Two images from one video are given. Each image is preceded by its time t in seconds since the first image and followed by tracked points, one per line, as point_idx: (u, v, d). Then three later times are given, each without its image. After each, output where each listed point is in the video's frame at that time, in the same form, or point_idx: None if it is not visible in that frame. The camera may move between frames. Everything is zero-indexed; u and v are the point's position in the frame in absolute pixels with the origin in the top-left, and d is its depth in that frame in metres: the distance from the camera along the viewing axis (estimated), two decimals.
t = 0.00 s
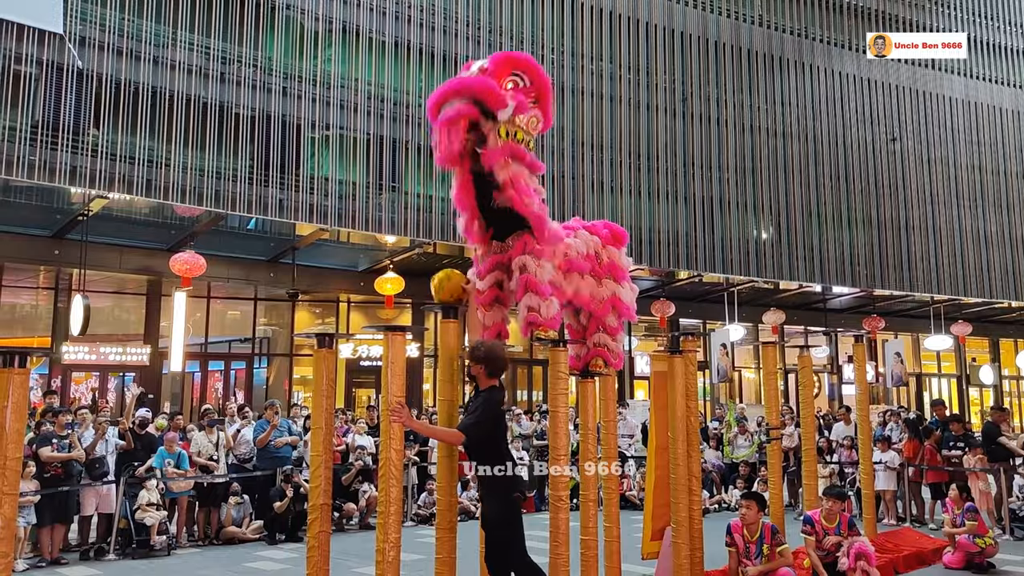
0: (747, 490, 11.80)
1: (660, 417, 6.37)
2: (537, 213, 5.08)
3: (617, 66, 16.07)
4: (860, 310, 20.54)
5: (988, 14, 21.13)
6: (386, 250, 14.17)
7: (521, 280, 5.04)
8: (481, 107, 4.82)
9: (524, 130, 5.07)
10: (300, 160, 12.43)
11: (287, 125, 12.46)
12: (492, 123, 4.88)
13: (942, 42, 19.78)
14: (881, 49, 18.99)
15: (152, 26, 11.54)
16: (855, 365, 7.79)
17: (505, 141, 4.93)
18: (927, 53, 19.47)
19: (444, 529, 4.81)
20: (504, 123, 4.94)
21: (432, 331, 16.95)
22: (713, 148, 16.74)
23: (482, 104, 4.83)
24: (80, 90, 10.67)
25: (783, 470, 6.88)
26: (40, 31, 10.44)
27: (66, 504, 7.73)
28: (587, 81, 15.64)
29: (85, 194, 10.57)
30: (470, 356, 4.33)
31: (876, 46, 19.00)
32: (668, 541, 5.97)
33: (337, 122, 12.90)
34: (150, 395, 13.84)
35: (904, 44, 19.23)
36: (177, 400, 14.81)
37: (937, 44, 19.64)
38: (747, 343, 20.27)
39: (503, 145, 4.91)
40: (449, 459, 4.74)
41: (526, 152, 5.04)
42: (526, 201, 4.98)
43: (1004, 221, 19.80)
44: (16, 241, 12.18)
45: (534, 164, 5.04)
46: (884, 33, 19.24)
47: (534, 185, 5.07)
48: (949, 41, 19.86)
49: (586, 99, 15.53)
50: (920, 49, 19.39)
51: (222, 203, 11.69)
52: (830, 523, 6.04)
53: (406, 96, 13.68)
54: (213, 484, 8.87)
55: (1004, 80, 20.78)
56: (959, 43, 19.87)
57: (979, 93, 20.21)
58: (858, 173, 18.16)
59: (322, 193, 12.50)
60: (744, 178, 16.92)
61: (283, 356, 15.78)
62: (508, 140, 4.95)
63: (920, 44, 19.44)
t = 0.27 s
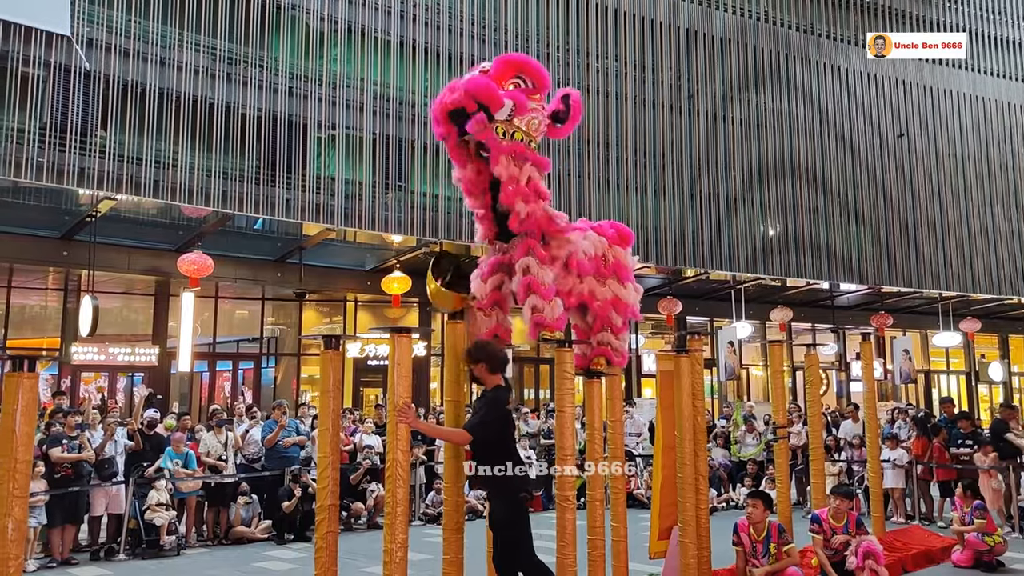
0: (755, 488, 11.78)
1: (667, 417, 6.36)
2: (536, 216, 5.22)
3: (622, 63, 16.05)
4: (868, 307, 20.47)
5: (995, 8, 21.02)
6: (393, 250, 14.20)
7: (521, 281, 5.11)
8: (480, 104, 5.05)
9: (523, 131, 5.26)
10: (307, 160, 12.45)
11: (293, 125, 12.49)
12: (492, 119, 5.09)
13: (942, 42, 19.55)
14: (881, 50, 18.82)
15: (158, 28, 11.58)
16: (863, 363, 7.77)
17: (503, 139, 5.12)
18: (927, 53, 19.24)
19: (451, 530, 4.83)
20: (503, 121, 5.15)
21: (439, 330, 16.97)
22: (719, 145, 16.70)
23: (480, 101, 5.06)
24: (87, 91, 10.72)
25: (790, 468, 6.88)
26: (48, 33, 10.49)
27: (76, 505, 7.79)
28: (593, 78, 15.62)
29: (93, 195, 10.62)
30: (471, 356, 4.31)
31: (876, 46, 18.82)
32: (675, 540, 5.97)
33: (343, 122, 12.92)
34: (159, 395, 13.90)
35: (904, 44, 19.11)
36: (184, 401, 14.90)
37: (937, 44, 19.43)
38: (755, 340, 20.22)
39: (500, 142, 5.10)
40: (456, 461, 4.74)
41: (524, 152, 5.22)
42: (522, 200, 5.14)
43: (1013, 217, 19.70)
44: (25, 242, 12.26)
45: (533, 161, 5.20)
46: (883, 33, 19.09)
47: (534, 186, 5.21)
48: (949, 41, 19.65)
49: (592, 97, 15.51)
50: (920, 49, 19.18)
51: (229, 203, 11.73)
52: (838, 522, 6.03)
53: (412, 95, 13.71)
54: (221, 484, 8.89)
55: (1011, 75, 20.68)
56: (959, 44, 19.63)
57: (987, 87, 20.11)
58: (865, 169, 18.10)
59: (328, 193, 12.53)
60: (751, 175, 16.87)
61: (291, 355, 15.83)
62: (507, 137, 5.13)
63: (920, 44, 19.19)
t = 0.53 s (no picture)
0: (761, 485, 11.77)
1: (672, 415, 6.35)
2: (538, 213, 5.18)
3: (626, 61, 16.03)
4: (875, 303, 20.40)
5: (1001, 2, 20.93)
6: (398, 249, 14.22)
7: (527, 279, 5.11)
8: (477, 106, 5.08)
9: (524, 126, 5.24)
10: (312, 160, 12.46)
11: (298, 125, 12.51)
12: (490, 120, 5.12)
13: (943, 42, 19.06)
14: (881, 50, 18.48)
15: (163, 29, 11.60)
16: (869, 360, 7.76)
17: (504, 138, 5.14)
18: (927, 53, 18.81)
19: (456, 529, 4.85)
20: (502, 120, 5.17)
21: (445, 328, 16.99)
22: (724, 142, 16.66)
23: (478, 103, 5.09)
24: (93, 93, 10.76)
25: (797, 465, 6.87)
26: (54, 35, 10.53)
27: (85, 505, 7.83)
28: (597, 76, 15.61)
29: (100, 196, 10.66)
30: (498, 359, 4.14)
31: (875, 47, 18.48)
32: (681, 538, 5.97)
33: (348, 121, 12.93)
34: (166, 395, 13.95)
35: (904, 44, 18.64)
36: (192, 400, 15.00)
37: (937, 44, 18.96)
38: (761, 337, 20.19)
39: (500, 141, 5.12)
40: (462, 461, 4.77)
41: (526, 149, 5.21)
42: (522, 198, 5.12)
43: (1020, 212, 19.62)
44: (33, 243, 12.31)
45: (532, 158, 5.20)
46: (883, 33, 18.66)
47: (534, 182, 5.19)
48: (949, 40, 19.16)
49: (596, 94, 15.49)
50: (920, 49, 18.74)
51: (235, 203, 11.76)
52: (844, 520, 6.01)
53: (416, 95, 13.72)
54: (229, 483, 8.92)
55: (1018, 69, 20.59)
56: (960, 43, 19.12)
57: (994, 82, 20.02)
58: (872, 165, 18.04)
59: (334, 192, 12.55)
60: (757, 172, 16.83)
61: (297, 354, 15.87)
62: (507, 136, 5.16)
63: (920, 44, 18.72)
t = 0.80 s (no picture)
0: (765, 482, 11.77)
1: (675, 413, 6.31)
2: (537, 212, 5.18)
3: (629, 58, 16.02)
4: (879, 300, 20.36)
5: None
6: (402, 247, 14.22)
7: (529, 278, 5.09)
8: (470, 114, 5.15)
9: (519, 131, 5.26)
10: (315, 158, 12.46)
11: (301, 123, 12.51)
12: (482, 127, 5.18)
13: (942, 42, 19.07)
14: (881, 50, 18.54)
15: (166, 28, 11.61)
16: (873, 356, 7.74)
17: (498, 143, 5.17)
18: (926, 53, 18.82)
19: (461, 527, 4.87)
20: (498, 126, 5.20)
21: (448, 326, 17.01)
22: (727, 138, 16.62)
23: (471, 111, 5.16)
24: (96, 92, 10.77)
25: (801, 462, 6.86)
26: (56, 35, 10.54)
27: (90, 504, 7.84)
28: (599, 73, 15.60)
29: (103, 195, 10.68)
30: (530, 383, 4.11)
31: (876, 46, 18.53)
32: (685, 536, 5.95)
33: (351, 120, 12.94)
34: (170, 394, 13.96)
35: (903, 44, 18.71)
36: (196, 399, 14.93)
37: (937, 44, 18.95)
38: (765, 334, 20.17)
39: (495, 146, 5.15)
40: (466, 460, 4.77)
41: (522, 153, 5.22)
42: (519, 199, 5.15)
43: None
44: (37, 243, 12.33)
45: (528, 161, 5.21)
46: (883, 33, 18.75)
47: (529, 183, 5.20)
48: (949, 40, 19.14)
49: (599, 91, 15.48)
50: (920, 49, 18.76)
51: (238, 202, 11.77)
52: (849, 517, 5.98)
53: (419, 92, 13.72)
54: (233, 481, 8.93)
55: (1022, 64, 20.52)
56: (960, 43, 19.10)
57: (998, 77, 19.95)
58: (875, 161, 18.00)
59: (336, 190, 12.55)
60: (760, 168, 16.79)
61: (301, 353, 15.89)
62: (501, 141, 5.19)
63: (920, 44, 18.75)
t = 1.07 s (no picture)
0: (766, 478, 11.78)
1: (676, 409, 6.33)
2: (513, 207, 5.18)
3: (629, 54, 15.99)
4: (880, 295, 20.36)
5: None
6: (402, 244, 14.22)
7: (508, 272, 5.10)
8: (458, 113, 5.14)
9: (504, 126, 5.22)
10: (315, 156, 12.47)
11: (301, 121, 12.51)
12: (470, 125, 5.18)
13: (943, 42, 19.12)
14: (881, 50, 18.45)
15: (166, 26, 11.60)
16: (874, 352, 7.74)
17: (484, 142, 5.17)
18: (926, 53, 18.89)
19: (462, 523, 4.89)
20: (483, 125, 5.19)
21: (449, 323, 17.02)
22: (728, 134, 16.60)
23: (459, 109, 5.14)
24: (97, 90, 10.78)
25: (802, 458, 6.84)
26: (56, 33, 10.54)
27: (93, 501, 7.86)
28: (600, 70, 15.57)
29: (104, 194, 10.69)
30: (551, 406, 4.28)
31: (876, 46, 18.46)
32: (686, 532, 5.97)
33: (351, 117, 12.93)
34: (172, 392, 13.97)
35: (904, 44, 18.72)
36: (198, 396, 14.93)
37: (937, 44, 19.02)
38: (766, 330, 20.17)
39: (479, 147, 5.15)
40: (467, 456, 4.86)
41: (506, 148, 5.20)
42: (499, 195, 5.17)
43: None
44: (38, 241, 12.34)
45: (510, 157, 5.19)
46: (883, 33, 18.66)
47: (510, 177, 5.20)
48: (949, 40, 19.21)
49: (599, 88, 15.45)
50: (920, 49, 18.82)
51: (239, 200, 11.77)
52: (850, 512, 5.95)
53: (419, 90, 13.71)
54: (235, 479, 8.96)
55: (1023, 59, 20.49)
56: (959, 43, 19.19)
57: (999, 72, 19.92)
58: (876, 156, 17.97)
59: (337, 188, 12.55)
60: (761, 165, 16.77)
61: (302, 350, 15.92)
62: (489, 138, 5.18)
63: (920, 44, 18.81)
